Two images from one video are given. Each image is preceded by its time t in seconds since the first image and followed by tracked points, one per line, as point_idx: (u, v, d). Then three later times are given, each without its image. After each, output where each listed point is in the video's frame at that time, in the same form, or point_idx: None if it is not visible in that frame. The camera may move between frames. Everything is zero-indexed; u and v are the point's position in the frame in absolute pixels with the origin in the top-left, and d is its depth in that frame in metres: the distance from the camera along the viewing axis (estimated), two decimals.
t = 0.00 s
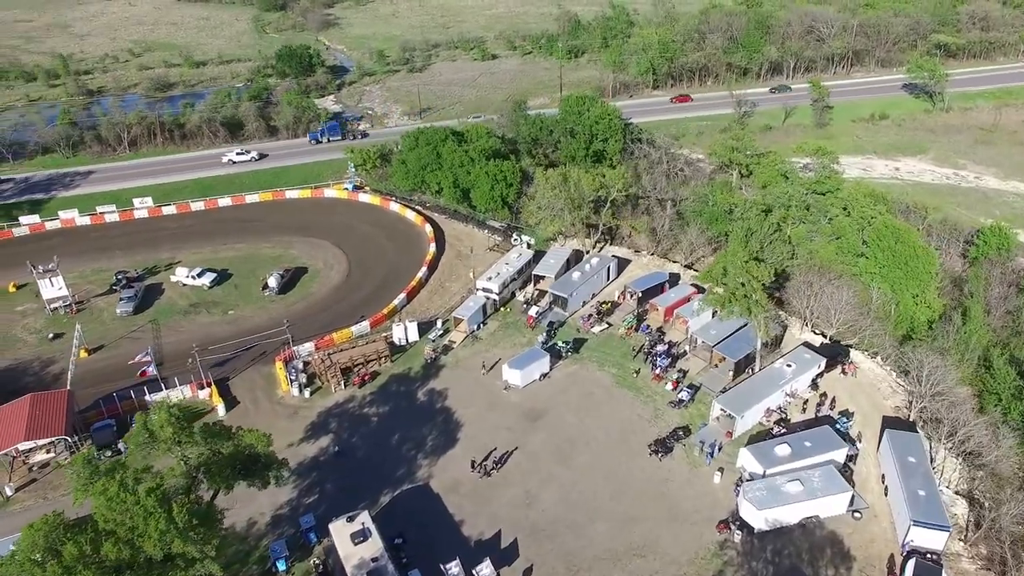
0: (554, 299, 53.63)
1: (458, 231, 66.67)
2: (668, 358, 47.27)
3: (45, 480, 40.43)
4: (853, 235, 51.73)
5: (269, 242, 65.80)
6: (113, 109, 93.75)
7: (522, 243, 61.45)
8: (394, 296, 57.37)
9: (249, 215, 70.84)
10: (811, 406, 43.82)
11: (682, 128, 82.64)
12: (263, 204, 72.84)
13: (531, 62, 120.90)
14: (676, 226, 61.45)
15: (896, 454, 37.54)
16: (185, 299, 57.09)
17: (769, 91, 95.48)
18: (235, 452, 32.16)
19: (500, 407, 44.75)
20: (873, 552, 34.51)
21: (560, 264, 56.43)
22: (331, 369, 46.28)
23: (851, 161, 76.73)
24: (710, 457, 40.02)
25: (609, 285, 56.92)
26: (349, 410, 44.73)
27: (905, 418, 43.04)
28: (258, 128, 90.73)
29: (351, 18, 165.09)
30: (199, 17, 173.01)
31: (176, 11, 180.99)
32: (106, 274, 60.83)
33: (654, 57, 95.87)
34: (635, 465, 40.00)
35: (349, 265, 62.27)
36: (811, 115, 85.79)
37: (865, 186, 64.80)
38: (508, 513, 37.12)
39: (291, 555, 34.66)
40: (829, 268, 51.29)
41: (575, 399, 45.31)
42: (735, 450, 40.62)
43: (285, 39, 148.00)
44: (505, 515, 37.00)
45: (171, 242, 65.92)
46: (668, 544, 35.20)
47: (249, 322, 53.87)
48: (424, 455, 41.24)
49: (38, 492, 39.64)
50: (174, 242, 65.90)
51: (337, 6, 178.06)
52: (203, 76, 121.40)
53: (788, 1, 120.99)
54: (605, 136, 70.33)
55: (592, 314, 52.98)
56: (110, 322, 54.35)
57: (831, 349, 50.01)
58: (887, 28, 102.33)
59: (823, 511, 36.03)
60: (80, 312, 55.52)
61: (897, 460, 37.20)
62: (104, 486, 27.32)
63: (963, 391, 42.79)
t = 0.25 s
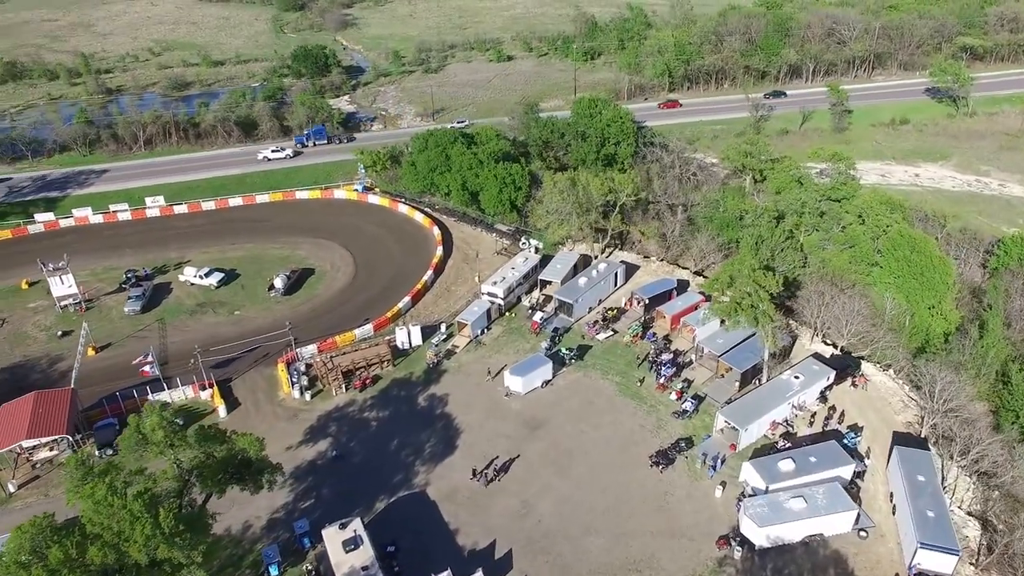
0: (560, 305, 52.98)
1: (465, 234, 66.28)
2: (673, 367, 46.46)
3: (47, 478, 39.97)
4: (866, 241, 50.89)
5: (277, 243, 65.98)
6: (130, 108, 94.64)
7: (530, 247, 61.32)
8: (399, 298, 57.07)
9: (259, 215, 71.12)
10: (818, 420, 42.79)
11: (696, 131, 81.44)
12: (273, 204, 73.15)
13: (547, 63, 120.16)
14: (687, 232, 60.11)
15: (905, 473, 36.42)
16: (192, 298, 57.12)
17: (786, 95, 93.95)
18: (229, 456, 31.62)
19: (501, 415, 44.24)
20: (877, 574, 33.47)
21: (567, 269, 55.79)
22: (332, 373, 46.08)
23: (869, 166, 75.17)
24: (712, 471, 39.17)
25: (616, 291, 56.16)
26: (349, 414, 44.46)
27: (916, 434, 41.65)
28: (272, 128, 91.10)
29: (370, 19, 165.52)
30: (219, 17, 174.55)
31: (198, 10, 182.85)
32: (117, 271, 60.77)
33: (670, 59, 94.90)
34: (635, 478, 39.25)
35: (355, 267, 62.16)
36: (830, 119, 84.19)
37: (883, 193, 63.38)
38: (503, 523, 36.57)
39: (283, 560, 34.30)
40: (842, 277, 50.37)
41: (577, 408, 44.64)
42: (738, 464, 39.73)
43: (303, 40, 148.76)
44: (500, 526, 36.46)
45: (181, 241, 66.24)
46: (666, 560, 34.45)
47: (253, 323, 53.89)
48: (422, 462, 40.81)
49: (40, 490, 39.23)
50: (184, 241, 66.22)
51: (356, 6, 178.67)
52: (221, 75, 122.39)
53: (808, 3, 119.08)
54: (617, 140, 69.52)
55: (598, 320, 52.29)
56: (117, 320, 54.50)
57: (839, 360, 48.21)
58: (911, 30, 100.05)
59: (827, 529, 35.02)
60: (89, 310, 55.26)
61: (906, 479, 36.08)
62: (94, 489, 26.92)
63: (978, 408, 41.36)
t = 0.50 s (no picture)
0: (566, 311, 52.22)
1: (474, 237, 65.87)
2: (679, 377, 45.54)
3: (50, 476, 39.30)
4: (882, 250, 49.37)
5: (286, 243, 66.06)
6: (147, 107, 95.44)
7: (538, 252, 60.29)
8: (404, 302, 56.71)
9: (269, 215, 71.30)
10: (826, 435, 41.69)
11: (712, 135, 80.14)
12: (283, 204, 73.35)
13: (563, 65, 119.19)
14: (698, 238, 59.07)
15: (914, 492, 35.19)
16: (199, 298, 57.10)
17: (805, 98, 92.29)
18: (223, 459, 31.15)
19: (502, 422, 43.59)
20: None
21: (574, 274, 55.03)
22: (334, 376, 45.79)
23: (888, 172, 73.45)
24: (715, 485, 38.31)
25: (624, 298, 55.32)
26: (349, 418, 44.07)
27: (929, 451, 40.24)
28: (286, 128, 91.41)
29: (388, 19, 165.80)
30: (239, 17, 175.97)
31: (219, 10, 184.51)
32: (128, 269, 60.79)
33: (688, 62, 92.52)
34: (637, 490, 38.40)
35: (362, 269, 61.95)
36: (849, 123, 82.48)
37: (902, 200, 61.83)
38: (500, 534, 35.92)
39: (276, 566, 33.75)
40: (856, 287, 48.83)
41: (580, 416, 43.85)
42: (742, 478, 38.78)
43: (321, 40, 149.39)
44: (497, 536, 35.82)
45: (191, 240, 66.47)
46: None
47: (258, 324, 53.82)
48: (421, 468, 40.27)
49: (41, 488, 38.59)
50: (194, 240, 66.45)
51: (374, 6, 179.02)
52: (238, 75, 123.28)
53: (830, 5, 116.94)
54: (629, 143, 68.57)
55: (604, 327, 51.49)
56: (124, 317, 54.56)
57: (851, 373, 46.57)
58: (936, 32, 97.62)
59: (832, 548, 33.97)
60: (98, 308, 55.08)
61: (915, 499, 34.89)
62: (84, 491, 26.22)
63: (995, 426, 39.93)
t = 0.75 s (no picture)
0: (573, 315, 51.49)
1: (484, 239, 65.52)
2: (685, 386, 44.55)
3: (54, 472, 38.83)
4: (898, 258, 48.01)
5: (296, 243, 66.27)
6: (167, 105, 96.43)
7: (548, 254, 60.45)
8: (411, 303, 56.49)
9: (281, 214, 71.53)
10: (834, 448, 40.51)
11: (729, 138, 78.76)
12: (296, 203, 73.61)
13: (582, 65, 118.13)
14: (710, 243, 57.64)
15: (925, 512, 34.02)
16: (209, 296, 57.32)
17: (827, 100, 90.42)
18: (215, 461, 30.83)
19: (503, 428, 43.07)
20: None
21: (583, 278, 54.36)
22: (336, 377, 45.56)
23: (910, 178, 71.54)
24: (717, 497, 37.39)
25: (633, 303, 54.43)
26: (350, 420, 43.90)
27: (942, 468, 38.98)
28: (302, 127, 91.83)
29: (409, 18, 166.07)
30: (263, 16, 177.52)
31: (244, 9, 186.41)
32: (140, 266, 61.08)
33: (706, 63, 91.27)
34: (637, 501, 37.62)
35: (370, 269, 61.85)
36: (872, 127, 80.57)
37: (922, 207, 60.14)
38: (495, 543, 35.43)
39: (269, 569, 33.67)
40: (871, 296, 47.65)
41: (583, 423, 43.15)
42: (746, 492, 37.82)
43: (342, 39, 150.12)
44: (492, 545, 35.34)
45: (204, 239, 66.87)
46: None
47: (264, 323, 53.91)
48: (419, 474, 39.89)
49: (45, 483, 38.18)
50: (207, 238, 66.87)
51: (396, 5, 179.34)
52: (259, 73, 124.31)
53: (856, 5, 114.46)
54: (643, 145, 67.56)
55: (612, 333, 50.67)
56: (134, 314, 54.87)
57: (868, 383, 45.58)
58: (965, 33, 95.02)
59: (836, 568, 32.81)
60: (110, 305, 55.18)
61: (925, 518, 33.72)
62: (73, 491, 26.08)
63: (1011, 445, 38.42)
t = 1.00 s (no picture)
0: (581, 319, 50.70)
1: (496, 239, 64.95)
2: (693, 394, 43.58)
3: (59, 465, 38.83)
4: (915, 265, 46.69)
5: (308, 240, 66.38)
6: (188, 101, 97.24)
7: (559, 255, 59.28)
8: (419, 303, 56.14)
9: (295, 211, 71.67)
10: (844, 463, 39.33)
11: (749, 139, 77.26)
12: (311, 200, 73.79)
13: (603, 63, 116.70)
14: (724, 248, 56.02)
15: (936, 533, 32.79)
16: (219, 292, 57.55)
17: (851, 102, 88.37)
18: (210, 461, 30.70)
19: (505, 432, 42.51)
20: None
21: (593, 281, 53.58)
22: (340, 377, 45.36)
23: (935, 183, 69.52)
24: (721, 510, 36.48)
25: (643, 307, 53.48)
26: (352, 421, 43.68)
27: (957, 486, 37.56)
28: (320, 124, 92.02)
29: (432, 15, 165.92)
30: (288, 12, 178.74)
31: (270, 5, 187.89)
32: (154, 261, 61.45)
33: (728, 63, 89.76)
34: (638, 511, 36.84)
35: (380, 268, 61.66)
36: (896, 130, 78.55)
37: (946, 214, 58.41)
38: (491, 550, 34.92)
39: (263, 569, 33.53)
40: (888, 306, 46.08)
41: (587, 429, 42.41)
42: (751, 505, 36.84)
43: (364, 36, 150.54)
44: (488, 552, 34.82)
45: (218, 235, 67.21)
46: None
47: (272, 321, 53.95)
48: (419, 477, 39.51)
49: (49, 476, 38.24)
50: (221, 234, 67.23)
51: (420, 3, 179.43)
52: (281, 70, 125.09)
53: (884, 5, 111.87)
54: (659, 146, 66.42)
55: (620, 337, 49.81)
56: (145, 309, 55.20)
57: (881, 395, 44.42)
58: (998, 33, 92.07)
59: None
60: (122, 299, 55.50)
61: (937, 540, 32.48)
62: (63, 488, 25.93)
63: None
